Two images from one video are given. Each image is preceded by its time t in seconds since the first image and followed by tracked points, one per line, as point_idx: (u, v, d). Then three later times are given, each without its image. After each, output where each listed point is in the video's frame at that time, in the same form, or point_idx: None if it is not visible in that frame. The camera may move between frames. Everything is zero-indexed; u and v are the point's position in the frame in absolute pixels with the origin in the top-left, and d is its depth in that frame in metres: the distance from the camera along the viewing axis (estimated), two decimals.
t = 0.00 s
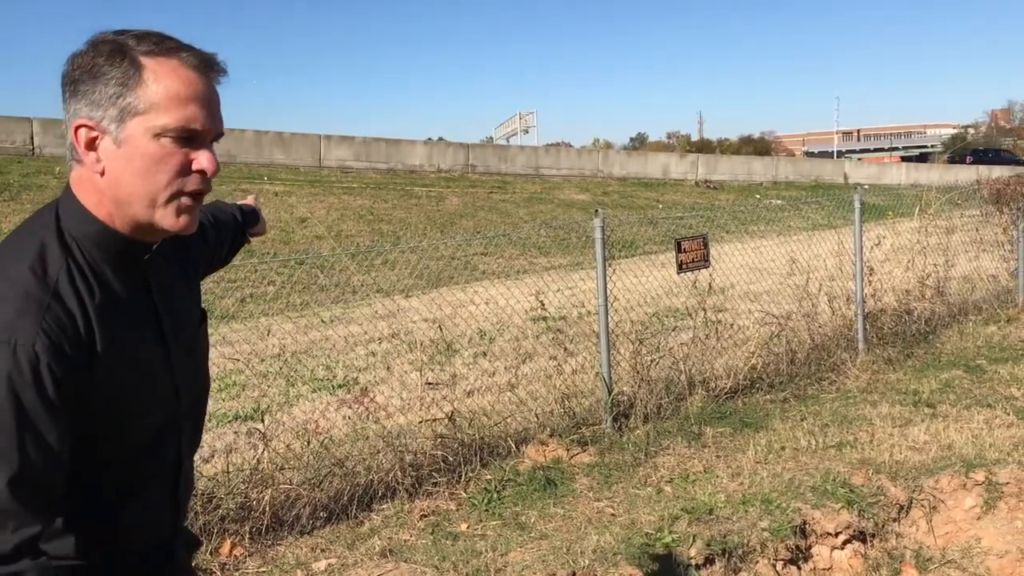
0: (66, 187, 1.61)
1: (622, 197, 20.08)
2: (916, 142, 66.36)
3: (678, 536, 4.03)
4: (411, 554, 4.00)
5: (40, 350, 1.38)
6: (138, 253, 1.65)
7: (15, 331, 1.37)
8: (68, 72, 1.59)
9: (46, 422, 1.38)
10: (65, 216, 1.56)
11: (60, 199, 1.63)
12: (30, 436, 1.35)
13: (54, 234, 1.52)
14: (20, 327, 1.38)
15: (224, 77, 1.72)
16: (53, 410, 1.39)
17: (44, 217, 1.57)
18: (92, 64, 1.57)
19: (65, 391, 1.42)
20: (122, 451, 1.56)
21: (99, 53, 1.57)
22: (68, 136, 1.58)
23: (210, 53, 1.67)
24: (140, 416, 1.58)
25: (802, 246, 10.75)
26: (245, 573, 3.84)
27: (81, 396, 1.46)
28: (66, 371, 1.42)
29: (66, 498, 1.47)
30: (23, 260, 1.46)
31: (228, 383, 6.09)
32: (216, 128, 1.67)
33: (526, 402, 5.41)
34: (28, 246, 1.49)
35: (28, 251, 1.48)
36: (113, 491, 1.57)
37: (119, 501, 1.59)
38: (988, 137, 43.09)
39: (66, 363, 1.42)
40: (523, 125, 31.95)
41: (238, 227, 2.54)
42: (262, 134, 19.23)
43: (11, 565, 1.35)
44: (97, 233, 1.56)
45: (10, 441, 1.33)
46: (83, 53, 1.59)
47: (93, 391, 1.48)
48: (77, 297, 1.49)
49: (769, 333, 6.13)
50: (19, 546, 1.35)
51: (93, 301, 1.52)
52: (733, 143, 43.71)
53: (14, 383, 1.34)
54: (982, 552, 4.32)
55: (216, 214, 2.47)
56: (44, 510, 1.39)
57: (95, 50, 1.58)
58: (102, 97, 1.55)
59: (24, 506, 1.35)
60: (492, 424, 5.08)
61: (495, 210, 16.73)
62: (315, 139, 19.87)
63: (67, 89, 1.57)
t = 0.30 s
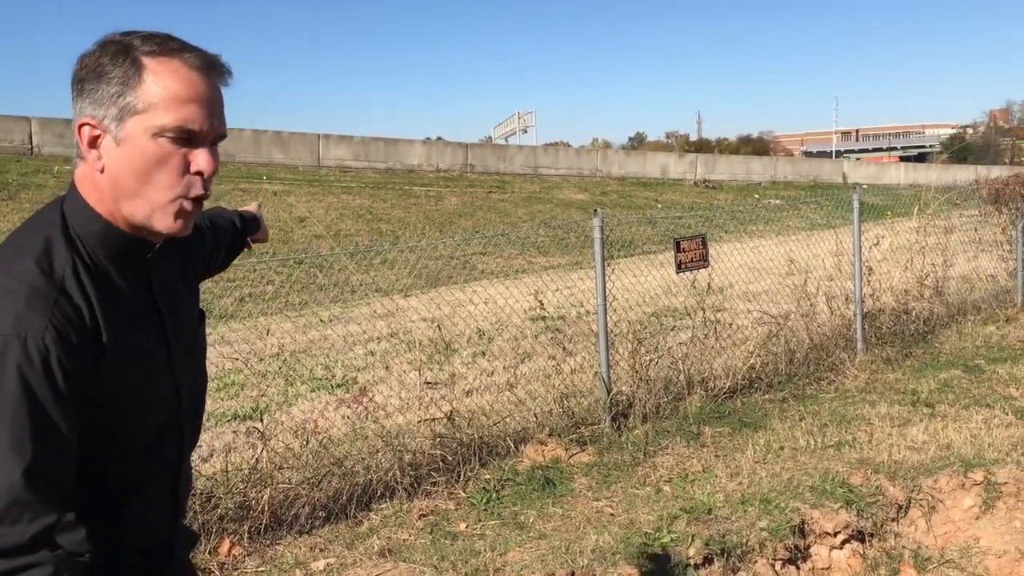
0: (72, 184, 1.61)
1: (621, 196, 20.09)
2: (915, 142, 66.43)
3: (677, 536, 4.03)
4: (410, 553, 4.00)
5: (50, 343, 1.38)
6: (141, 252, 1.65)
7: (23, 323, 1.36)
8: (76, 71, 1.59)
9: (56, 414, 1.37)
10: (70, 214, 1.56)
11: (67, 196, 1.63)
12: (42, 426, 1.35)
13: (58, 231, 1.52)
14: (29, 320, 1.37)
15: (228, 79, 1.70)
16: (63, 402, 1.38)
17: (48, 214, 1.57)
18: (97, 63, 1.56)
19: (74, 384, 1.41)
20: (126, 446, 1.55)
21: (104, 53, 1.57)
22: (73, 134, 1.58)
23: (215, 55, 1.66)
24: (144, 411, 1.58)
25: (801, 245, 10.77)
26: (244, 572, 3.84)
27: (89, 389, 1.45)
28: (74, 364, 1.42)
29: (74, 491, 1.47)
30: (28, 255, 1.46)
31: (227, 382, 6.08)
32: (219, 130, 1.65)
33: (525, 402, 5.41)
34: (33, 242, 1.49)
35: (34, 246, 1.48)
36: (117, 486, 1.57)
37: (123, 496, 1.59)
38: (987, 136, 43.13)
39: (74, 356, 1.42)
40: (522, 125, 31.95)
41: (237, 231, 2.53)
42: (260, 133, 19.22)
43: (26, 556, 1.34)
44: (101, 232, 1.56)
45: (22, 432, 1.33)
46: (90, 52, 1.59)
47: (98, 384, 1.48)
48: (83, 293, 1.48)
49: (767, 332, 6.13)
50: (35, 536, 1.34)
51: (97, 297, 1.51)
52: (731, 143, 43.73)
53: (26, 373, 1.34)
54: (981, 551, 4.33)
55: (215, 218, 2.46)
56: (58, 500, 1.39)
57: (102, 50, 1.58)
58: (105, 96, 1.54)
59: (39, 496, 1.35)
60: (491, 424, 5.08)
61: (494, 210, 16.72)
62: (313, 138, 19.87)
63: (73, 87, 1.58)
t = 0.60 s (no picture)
0: (82, 171, 1.59)
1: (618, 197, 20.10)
2: (912, 143, 66.51)
3: (674, 536, 4.03)
4: (407, 553, 4.00)
5: (62, 332, 1.38)
6: (148, 246, 1.65)
7: (35, 312, 1.37)
8: (97, 60, 1.55)
9: (67, 402, 1.37)
10: (80, 203, 1.55)
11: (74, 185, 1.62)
12: (52, 413, 1.35)
13: (68, 221, 1.52)
14: (41, 309, 1.38)
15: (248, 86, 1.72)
16: (72, 390, 1.38)
17: (57, 204, 1.56)
18: (124, 56, 1.54)
19: (83, 372, 1.41)
20: (133, 438, 1.55)
21: (134, 47, 1.55)
22: (92, 124, 1.55)
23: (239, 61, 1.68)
24: (150, 398, 1.58)
25: (798, 245, 10.78)
26: (241, 572, 3.84)
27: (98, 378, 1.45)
28: (84, 354, 1.42)
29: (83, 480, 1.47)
30: (39, 246, 1.46)
31: (224, 381, 6.08)
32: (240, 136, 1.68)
33: (522, 402, 5.41)
34: (42, 233, 1.49)
35: (43, 237, 1.48)
36: (124, 477, 1.57)
37: (130, 487, 1.59)
38: (984, 136, 43.20)
39: (84, 345, 1.42)
40: (519, 124, 31.96)
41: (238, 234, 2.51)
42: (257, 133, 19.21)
43: (34, 545, 1.34)
44: (113, 222, 1.55)
45: (32, 420, 1.33)
46: (114, 43, 1.56)
47: (106, 375, 1.47)
48: (93, 285, 1.48)
49: (764, 332, 6.13)
50: (43, 526, 1.35)
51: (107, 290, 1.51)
52: (729, 143, 43.78)
53: (38, 363, 1.34)
54: (977, 551, 4.33)
55: (217, 220, 2.45)
56: (66, 489, 1.39)
57: (132, 45, 1.55)
58: (137, 92, 1.53)
59: (47, 484, 1.35)
60: (489, 424, 5.08)
61: (491, 210, 16.72)
62: (311, 138, 19.86)
63: (95, 77, 1.54)
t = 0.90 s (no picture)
0: (86, 160, 1.57)
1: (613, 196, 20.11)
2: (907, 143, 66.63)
3: (668, 536, 4.03)
4: (400, 553, 4.00)
5: (73, 313, 1.39)
6: (149, 233, 1.64)
7: (47, 293, 1.37)
8: (116, 53, 1.54)
9: (78, 382, 1.38)
10: (83, 190, 1.54)
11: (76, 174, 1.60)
12: (63, 391, 1.36)
13: (74, 207, 1.51)
14: (52, 290, 1.38)
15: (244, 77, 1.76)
16: (82, 369, 1.39)
17: (60, 191, 1.54)
18: (148, 53, 1.54)
19: (93, 352, 1.41)
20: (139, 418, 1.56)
21: (157, 44, 1.55)
22: (111, 116, 1.53)
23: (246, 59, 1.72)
24: (151, 379, 1.58)
25: (792, 245, 10.80)
26: (234, 572, 3.83)
27: (106, 356, 1.46)
28: (94, 334, 1.42)
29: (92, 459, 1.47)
30: (47, 231, 1.46)
31: (217, 381, 6.06)
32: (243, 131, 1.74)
33: (516, 402, 5.41)
34: (49, 218, 1.48)
35: (49, 222, 1.47)
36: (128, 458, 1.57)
37: (130, 470, 1.59)
38: (978, 136, 43.33)
39: (93, 324, 1.43)
40: (514, 124, 31.94)
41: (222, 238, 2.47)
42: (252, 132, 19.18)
43: (45, 525, 1.35)
44: (120, 210, 1.55)
45: (44, 400, 1.34)
46: (131, 38, 1.55)
47: (113, 355, 1.47)
48: (100, 268, 1.48)
49: (757, 332, 6.14)
50: (54, 505, 1.36)
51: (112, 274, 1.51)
52: (724, 142, 43.84)
53: (50, 340, 1.35)
54: (969, 550, 4.34)
55: (201, 223, 2.41)
56: (78, 467, 1.39)
57: (153, 41, 1.55)
58: (163, 88, 1.54)
59: (58, 462, 1.36)
60: (483, 423, 5.08)
61: (486, 209, 16.72)
62: (305, 138, 19.84)
63: (115, 71, 1.53)
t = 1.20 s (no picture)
0: (70, 161, 1.56)
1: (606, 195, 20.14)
2: (900, 142, 66.84)
3: (660, 534, 4.03)
4: (393, 552, 3.99)
5: (72, 312, 1.38)
6: (135, 227, 1.64)
7: (46, 293, 1.37)
8: (88, 52, 1.52)
9: (76, 378, 1.38)
10: (70, 187, 1.53)
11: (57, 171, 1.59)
12: (64, 389, 1.36)
13: (64, 205, 1.50)
14: (50, 290, 1.37)
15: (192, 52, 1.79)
16: (81, 368, 1.39)
17: (45, 190, 1.53)
18: (122, 48, 1.53)
19: (92, 349, 1.41)
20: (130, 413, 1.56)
21: (129, 38, 1.55)
22: (95, 116, 1.53)
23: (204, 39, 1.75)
24: (144, 374, 1.58)
25: (784, 244, 10.83)
26: (225, 571, 3.83)
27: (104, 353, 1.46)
28: (91, 331, 1.42)
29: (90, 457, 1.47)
30: (40, 230, 1.45)
31: (209, 380, 6.05)
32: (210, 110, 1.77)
33: (509, 400, 5.41)
34: (40, 217, 1.47)
35: (41, 222, 1.46)
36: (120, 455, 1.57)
37: (126, 465, 1.59)
38: (969, 136, 43.51)
39: (90, 321, 1.42)
40: (507, 123, 31.94)
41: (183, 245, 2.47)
42: (244, 131, 19.13)
43: (40, 520, 1.34)
44: (108, 205, 1.55)
45: (43, 397, 1.33)
46: (102, 34, 1.54)
47: (109, 352, 1.47)
48: (93, 266, 1.48)
49: (749, 331, 6.15)
50: (52, 501, 1.35)
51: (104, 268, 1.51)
52: (717, 141, 43.91)
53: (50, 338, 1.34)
54: (960, 548, 4.42)
55: (162, 230, 2.40)
56: (78, 465, 1.39)
57: (127, 37, 1.54)
58: (143, 81, 1.55)
59: (56, 459, 1.35)
60: (475, 422, 5.08)
61: (479, 208, 16.72)
62: (298, 136, 19.81)
63: (92, 70, 1.52)
